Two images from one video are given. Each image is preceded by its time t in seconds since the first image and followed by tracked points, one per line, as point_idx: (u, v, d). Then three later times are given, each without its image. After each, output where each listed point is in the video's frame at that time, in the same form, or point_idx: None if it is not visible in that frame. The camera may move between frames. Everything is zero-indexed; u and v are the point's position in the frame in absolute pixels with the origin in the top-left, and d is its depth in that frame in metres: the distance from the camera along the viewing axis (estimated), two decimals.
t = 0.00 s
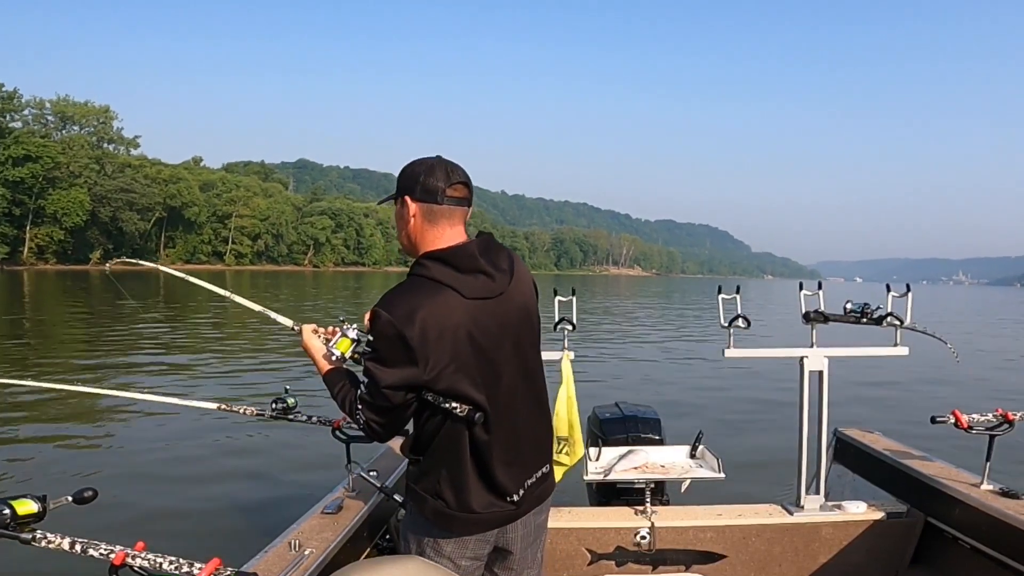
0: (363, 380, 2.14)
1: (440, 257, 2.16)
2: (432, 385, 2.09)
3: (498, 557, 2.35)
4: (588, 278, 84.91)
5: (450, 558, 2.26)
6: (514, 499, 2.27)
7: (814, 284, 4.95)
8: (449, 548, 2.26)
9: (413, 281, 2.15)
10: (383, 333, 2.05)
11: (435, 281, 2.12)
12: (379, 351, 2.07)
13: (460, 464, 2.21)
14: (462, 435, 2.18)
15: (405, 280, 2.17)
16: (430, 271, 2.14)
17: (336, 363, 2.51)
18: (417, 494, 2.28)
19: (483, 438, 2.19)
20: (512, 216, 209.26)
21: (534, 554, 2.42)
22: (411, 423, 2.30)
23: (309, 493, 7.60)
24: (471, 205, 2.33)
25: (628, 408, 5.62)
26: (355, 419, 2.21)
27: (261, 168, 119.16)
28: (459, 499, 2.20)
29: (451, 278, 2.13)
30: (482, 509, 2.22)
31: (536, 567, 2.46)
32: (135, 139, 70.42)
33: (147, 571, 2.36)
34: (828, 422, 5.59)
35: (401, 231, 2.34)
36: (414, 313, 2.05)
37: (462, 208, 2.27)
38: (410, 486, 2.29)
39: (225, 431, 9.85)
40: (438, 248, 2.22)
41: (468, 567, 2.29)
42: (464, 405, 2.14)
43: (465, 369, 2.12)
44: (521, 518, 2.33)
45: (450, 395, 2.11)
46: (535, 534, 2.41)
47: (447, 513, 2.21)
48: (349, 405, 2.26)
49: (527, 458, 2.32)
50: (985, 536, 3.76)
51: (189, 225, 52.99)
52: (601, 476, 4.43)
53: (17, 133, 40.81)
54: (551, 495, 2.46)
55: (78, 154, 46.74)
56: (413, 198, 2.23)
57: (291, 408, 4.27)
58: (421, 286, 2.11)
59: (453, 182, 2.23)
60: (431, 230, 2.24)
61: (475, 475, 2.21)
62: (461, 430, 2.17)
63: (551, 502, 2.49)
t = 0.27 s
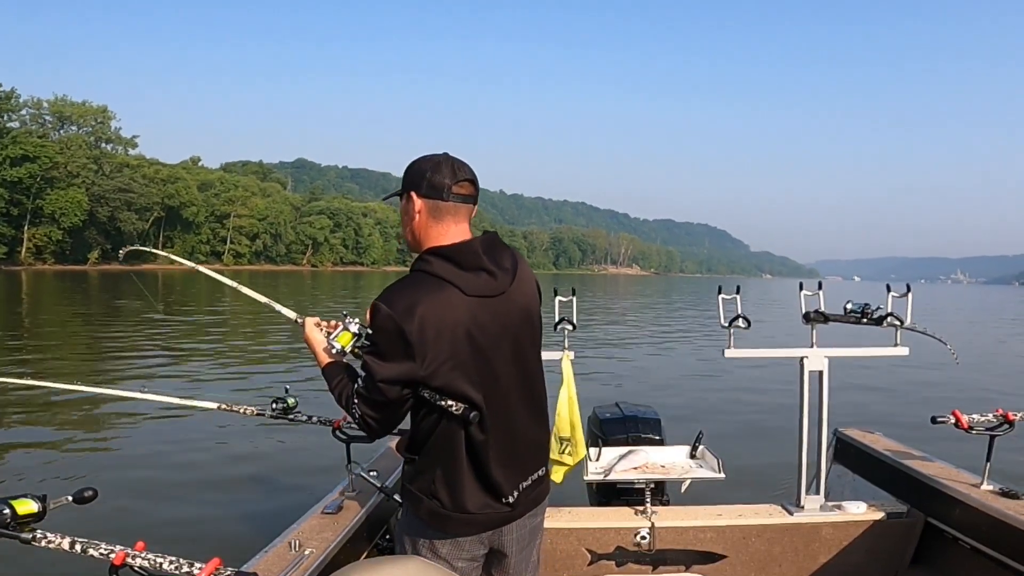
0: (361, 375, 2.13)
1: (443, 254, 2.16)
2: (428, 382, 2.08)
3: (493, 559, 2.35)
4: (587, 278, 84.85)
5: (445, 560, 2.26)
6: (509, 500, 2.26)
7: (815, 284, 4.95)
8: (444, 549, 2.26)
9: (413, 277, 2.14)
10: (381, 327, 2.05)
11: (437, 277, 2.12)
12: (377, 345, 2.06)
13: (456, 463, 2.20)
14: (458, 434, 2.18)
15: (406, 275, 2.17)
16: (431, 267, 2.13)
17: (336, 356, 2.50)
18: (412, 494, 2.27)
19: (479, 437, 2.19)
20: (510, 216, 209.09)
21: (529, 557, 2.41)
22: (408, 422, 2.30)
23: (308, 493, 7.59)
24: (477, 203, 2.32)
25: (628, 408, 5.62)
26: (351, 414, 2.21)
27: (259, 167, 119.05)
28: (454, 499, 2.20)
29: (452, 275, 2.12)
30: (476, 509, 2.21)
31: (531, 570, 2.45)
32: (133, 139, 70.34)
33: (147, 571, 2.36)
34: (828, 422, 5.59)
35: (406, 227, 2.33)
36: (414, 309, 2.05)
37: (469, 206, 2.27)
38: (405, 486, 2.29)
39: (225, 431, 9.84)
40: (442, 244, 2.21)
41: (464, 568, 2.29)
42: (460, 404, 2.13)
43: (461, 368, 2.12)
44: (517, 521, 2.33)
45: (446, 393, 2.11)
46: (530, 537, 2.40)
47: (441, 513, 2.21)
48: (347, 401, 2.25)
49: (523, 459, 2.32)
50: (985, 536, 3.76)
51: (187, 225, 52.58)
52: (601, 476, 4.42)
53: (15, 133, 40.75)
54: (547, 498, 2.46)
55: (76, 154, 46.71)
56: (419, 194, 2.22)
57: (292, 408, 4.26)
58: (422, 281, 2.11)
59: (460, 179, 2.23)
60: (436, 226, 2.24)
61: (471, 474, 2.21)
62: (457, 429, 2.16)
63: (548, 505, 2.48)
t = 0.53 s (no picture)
0: (360, 370, 2.12)
1: (447, 249, 2.16)
2: (427, 377, 2.07)
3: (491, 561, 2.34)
4: (585, 275, 84.79)
5: (443, 559, 2.26)
6: (507, 500, 2.26)
7: (814, 284, 4.94)
8: (443, 550, 2.25)
9: (417, 271, 2.13)
10: (381, 321, 2.04)
11: (440, 271, 2.11)
12: (377, 338, 2.05)
13: (455, 461, 2.19)
14: (457, 431, 2.17)
15: (410, 269, 2.16)
16: (434, 262, 2.12)
17: (339, 349, 2.49)
18: (410, 493, 2.27)
19: (478, 435, 2.18)
20: (509, 213, 208.92)
21: (527, 557, 2.40)
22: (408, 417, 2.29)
23: (308, 491, 7.59)
24: (485, 200, 2.32)
25: (627, 407, 5.62)
26: (350, 408, 2.20)
27: (258, 163, 118.87)
28: (451, 498, 2.20)
29: (455, 269, 2.11)
30: (474, 508, 2.21)
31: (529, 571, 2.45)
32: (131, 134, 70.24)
33: (147, 571, 2.35)
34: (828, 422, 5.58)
35: (412, 221, 2.33)
36: (415, 303, 2.04)
37: (477, 201, 2.26)
38: (404, 485, 2.29)
39: (223, 429, 9.83)
40: (449, 240, 2.20)
41: (464, 568, 2.28)
42: (458, 401, 2.12)
43: (461, 363, 2.11)
44: (516, 521, 2.32)
45: (445, 388, 2.09)
46: (528, 538, 2.39)
47: (438, 512, 2.21)
48: (346, 395, 2.25)
49: (523, 458, 2.32)
50: (984, 536, 3.76)
51: (185, 220, 52.53)
52: (601, 476, 4.42)
53: (13, 128, 40.67)
54: (546, 499, 2.45)
55: (74, 149, 46.65)
56: (428, 188, 2.22)
57: (291, 407, 4.25)
58: (425, 276, 2.10)
59: (468, 174, 2.23)
60: (443, 222, 2.23)
61: (470, 472, 2.20)
62: (455, 426, 2.16)
63: (547, 506, 2.47)
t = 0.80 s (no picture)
0: (364, 364, 2.12)
1: (455, 245, 2.15)
2: (430, 372, 2.07)
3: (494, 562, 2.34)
4: (585, 274, 84.71)
5: (445, 560, 2.26)
6: (511, 499, 2.26)
7: (815, 284, 4.93)
8: (446, 549, 2.26)
9: (423, 266, 2.13)
10: (387, 314, 2.04)
11: (447, 266, 2.11)
12: (382, 333, 2.06)
13: (457, 459, 2.19)
14: (460, 429, 2.17)
15: (418, 264, 2.16)
16: (442, 256, 2.12)
17: (344, 341, 2.48)
18: (412, 491, 2.28)
19: (481, 433, 2.18)
20: (508, 211, 208.77)
21: (529, 558, 2.40)
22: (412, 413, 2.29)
23: (307, 490, 7.60)
24: (495, 196, 2.31)
25: (626, 406, 5.62)
26: (353, 400, 2.20)
27: (257, 159, 118.74)
28: (455, 496, 2.20)
29: (462, 266, 2.11)
30: (477, 506, 2.21)
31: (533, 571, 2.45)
32: (130, 130, 70.19)
33: (147, 571, 2.34)
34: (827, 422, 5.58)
35: (421, 216, 2.33)
36: (421, 298, 2.04)
37: (486, 199, 2.25)
38: (405, 483, 2.30)
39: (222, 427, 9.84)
40: (458, 236, 2.21)
41: (468, 568, 2.29)
42: (461, 399, 2.12)
43: (464, 361, 2.11)
44: (520, 520, 2.32)
45: (447, 386, 2.10)
46: (532, 541, 2.38)
47: (440, 510, 2.21)
48: (349, 389, 2.25)
49: (527, 457, 2.32)
50: (983, 535, 3.77)
51: (184, 216, 52.56)
52: (601, 476, 4.42)
53: (12, 123, 40.63)
54: (550, 499, 2.45)
55: (74, 144, 46.64)
56: (438, 184, 2.21)
57: (291, 407, 4.25)
58: (432, 271, 2.10)
59: (479, 171, 2.22)
60: (452, 218, 2.23)
61: (473, 471, 2.20)
62: (458, 424, 2.16)
63: (551, 506, 2.47)
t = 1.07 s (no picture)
0: (373, 362, 2.12)
1: (467, 245, 2.15)
2: (440, 371, 2.06)
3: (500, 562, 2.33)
4: (584, 274, 84.65)
5: (450, 559, 2.25)
6: (519, 498, 2.25)
7: (815, 284, 4.93)
8: (452, 548, 2.25)
9: (434, 265, 2.13)
10: (397, 313, 2.04)
11: (457, 266, 2.10)
12: (392, 331, 2.05)
13: (466, 458, 2.19)
14: (469, 428, 2.16)
15: (428, 263, 2.16)
16: (454, 255, 2.12)
17: (352, 339, 2.48)
18: (419, 490, 2.27)
19: (490, 432, 2.17)
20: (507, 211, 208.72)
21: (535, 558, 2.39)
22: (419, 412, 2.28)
23: (307, 490, 7.59)
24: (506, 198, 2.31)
25: (626, 407, 5.61)
26: (361, 398, 2.19)
27: (256, 160, 118.71)
28: (462, 495, 2.19)
29: (472, 266, 2.11)
30: (484, 506, 2.21)
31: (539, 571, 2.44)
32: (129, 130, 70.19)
33: (146, 571, 2.34)
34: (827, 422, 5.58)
35: (432, 215, 2.32)
36: (432, 296, 2.04)
37: (498, 199, 2.25)
38: (412, 482, 2.29)
39: (221, 427, 9.84)
40: (469, 236, 2.21)
41: (474, 568, 2.27)
42: (470, 398, 2.12)
43: (474, 360, 2.11)
44: (527, 521, 2.31)
45: (457, 385, 2.09)
46: (537, 541, 2.37)
47: (448, 509, 2.20)
48: (357, 387, 2.25)
49: (535, 458, 2.31)
50: (983, 535, 3.76)
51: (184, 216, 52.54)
52: (601, 475, 4.41)
53: (11, 122, 40.64)
54: (557, 500, 2.44)
55: (73, 144, 46.67)
56: (449, 184, 2.21)
57: (291, 407, 4.25)
58: (443, 270, 2.10)
59: (490, 171, 2.23)
60: (464, 218, 2.22)
61: (482, 470, 2.20)
62: (467, 423, 2.15)
63: (557, 507, 2.46)
